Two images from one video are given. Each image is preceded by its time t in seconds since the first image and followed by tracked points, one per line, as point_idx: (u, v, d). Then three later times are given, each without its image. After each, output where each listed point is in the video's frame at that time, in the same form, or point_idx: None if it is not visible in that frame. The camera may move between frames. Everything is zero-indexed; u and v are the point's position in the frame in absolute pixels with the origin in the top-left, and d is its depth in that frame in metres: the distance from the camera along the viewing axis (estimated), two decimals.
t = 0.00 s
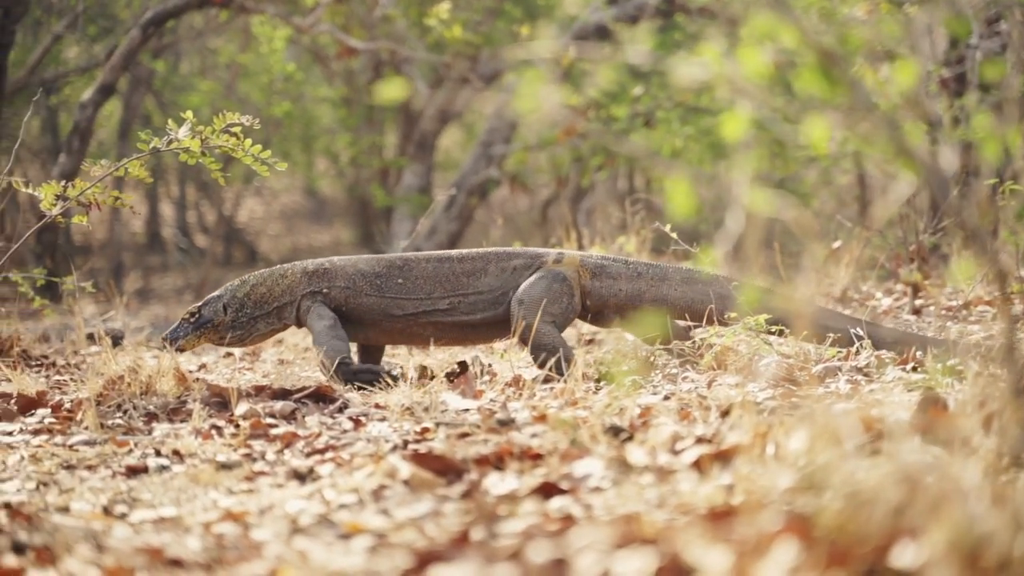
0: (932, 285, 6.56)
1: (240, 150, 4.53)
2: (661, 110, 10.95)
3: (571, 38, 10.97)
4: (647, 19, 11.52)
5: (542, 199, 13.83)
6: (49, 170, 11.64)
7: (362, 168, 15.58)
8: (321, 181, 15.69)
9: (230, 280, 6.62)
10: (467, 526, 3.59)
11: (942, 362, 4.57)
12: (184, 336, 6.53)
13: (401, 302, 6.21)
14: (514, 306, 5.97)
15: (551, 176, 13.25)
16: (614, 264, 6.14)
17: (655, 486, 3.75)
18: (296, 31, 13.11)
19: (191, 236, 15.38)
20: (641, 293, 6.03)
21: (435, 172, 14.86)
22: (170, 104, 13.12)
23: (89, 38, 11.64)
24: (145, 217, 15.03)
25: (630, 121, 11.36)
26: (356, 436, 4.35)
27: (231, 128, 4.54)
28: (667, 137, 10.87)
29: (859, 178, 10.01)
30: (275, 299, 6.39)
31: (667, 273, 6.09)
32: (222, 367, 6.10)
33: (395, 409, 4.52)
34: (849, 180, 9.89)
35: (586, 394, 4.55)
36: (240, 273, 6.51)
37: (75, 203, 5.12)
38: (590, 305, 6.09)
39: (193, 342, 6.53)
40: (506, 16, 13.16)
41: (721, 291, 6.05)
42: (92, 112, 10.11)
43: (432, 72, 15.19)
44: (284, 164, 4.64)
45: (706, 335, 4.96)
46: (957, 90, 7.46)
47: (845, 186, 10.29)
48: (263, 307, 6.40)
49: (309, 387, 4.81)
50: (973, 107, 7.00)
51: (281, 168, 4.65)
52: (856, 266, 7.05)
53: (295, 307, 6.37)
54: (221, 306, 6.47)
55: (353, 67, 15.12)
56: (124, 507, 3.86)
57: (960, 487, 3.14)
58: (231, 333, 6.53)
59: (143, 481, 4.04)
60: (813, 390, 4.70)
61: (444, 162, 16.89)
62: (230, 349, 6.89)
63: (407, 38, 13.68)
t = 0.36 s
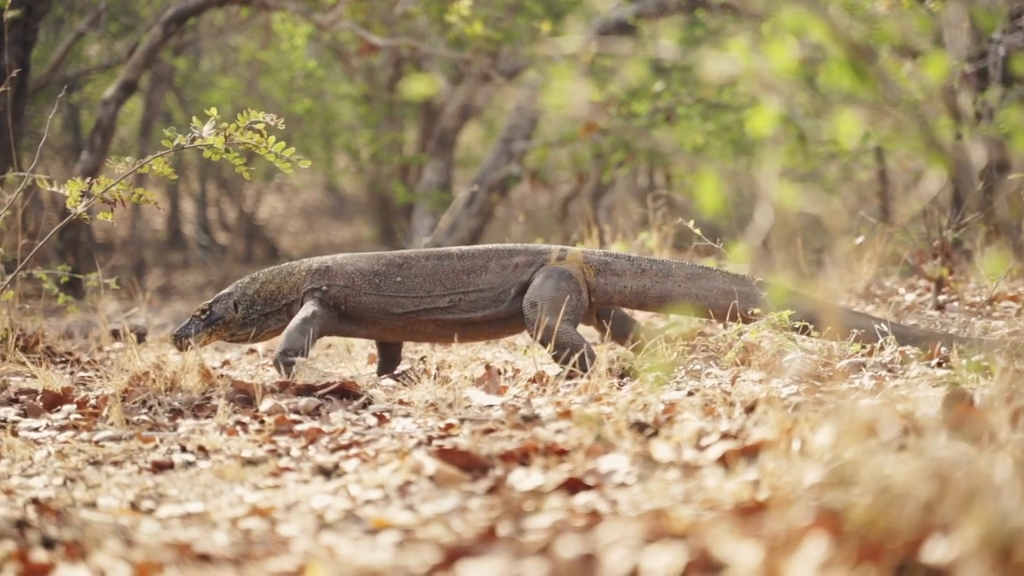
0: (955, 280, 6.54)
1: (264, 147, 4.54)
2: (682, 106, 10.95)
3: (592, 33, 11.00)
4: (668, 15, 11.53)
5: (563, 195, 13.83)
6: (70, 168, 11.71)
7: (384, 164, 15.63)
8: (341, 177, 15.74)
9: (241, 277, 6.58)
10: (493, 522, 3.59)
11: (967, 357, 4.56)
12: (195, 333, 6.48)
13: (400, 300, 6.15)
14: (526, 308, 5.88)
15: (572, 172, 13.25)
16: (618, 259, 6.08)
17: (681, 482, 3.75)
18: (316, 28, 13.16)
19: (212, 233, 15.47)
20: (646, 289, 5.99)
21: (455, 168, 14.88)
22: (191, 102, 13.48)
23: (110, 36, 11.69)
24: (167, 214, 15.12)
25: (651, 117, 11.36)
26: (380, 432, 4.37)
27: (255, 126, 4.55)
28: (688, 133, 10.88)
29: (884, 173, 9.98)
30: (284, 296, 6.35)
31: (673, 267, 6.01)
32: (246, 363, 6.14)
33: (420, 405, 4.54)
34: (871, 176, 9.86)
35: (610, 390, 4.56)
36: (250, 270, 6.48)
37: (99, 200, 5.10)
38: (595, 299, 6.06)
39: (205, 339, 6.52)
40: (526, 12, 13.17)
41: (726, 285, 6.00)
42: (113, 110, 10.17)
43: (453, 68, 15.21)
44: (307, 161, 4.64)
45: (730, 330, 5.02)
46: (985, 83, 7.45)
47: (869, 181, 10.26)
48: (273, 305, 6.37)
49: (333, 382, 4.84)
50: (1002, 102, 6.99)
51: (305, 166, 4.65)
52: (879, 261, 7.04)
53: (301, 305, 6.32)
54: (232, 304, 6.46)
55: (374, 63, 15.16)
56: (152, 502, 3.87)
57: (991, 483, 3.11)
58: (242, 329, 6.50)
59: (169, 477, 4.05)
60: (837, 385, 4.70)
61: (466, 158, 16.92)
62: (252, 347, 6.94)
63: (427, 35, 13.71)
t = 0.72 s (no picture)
0: (978, 279, 6.52)
1: (287, 146, 4.54)
2: (702, 105, 10.95)
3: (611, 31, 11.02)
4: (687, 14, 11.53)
5: (582, 193, 13.85)
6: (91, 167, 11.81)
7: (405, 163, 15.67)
8: (359, 176, 15.78)
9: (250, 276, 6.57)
10: (519, 519, 3.59)
11: (992, 355, 4.54)
12: (205, 331, 6.46)
13: (400, 301, 6.11)
14: (537, 312, 5.85)
15: (591, 171, 13.26)
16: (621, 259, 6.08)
17: (705, 480, 3.74)
18: (335, 28, 13.21)
19: (232, 233, 15.54)
20: (649, 289, 5.99)
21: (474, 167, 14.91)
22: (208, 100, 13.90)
23: (131, 35, 11.77)
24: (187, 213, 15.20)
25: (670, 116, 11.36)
26: (403, 431, 4.38)
27: (277, 125, 4.55)
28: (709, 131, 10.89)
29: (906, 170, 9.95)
30: (290, 296, 6.32)
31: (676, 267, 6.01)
32: (267, 363, 6.17)
33: (442, 404, 4.56)
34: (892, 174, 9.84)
35: (632, 388, 4.58)
36: (259, 270, 6.47)
37: (123, 200, 5.11)
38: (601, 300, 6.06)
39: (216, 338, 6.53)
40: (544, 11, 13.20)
41: (728, 283, 5.98)
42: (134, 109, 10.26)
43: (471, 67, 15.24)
44: (329, 159, 4.64)
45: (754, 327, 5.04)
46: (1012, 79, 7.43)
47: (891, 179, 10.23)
48: (280, 304, 6.34)
49: (355, 381, 4.87)
50: None
51: (326, 165, 4.64)
52: (901, 259, 7.02)
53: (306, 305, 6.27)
54: (241, 303, 6.46)
55: (393, 62, 15.21)
56: (177, 500, 3.88)
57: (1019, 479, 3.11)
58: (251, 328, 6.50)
59: (193, 475, 4.07)
60: (859, 383, 4.70)
61: (485, 157, 16.94)
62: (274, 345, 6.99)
63: (446, 34, 13.75)
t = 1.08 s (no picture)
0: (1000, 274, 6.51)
1: (308, 142, 4.55)
2: (721, 101, 10.96)
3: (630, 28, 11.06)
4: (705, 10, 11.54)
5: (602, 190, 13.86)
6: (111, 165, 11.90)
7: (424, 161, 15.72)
8: (378, 174, 15.84)
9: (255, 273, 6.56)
10: (544, 514, 3.59)
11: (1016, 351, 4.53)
12: (211, 330, 6.53)
13: (401, 302, 6.09)
14: (548, 313, 5.80)
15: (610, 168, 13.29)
16: (622, 257, 6.10)
17: (730, 475, 3.73)
18: (354, 25, 13.28)
19: (252, 230, 15.63)
20: (651, 288, 6.02)
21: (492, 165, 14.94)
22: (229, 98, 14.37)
23: (150, 33, 11.85)
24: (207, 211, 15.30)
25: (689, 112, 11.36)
26: (426, 427, 4.40)
27: (299, 121, 4.56)
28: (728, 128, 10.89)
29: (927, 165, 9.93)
30: (293, 295, 6.31)
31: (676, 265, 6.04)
32: (288, 361, 6.21)
33: (465, 400, 4.60)
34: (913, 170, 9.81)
35: (654, 384, 4.60)
36: (264, 268, 6.46)
37: (145, 197, 5.13)
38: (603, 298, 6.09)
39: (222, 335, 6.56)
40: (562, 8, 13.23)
41: (728, 281, 6.00)
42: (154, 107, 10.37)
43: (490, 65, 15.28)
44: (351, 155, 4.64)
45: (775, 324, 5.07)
46: None
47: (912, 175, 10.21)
48: (284, 303, 6.34)
49: (378, 378, 4.92)
50: None
51: (348, 161, 4.65)
52: (921, 255, 7.00)
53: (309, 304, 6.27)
54: (246, 301, 6.46)
55: (411, 60, 15.25)
56: (201, 496, 3.89)
57: None
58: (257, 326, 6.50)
59: (218, 471, 4.08)
60: (881, 379, 4.71)
61: (504, 154, 16.97)
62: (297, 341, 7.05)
63: (465, 31, 13.79)
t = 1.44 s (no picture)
0: None
1: (332, 141, 4.57)
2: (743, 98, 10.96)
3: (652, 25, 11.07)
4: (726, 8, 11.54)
5: (623, 188, 13.86)
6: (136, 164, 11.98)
7: (445, 159, 15.75)
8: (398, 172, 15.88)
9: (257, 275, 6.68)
10: (572, 512, 3.58)
11: None
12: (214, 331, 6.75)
13: (402, 304, 6.12)
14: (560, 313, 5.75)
15: (630, 166, 13.28)
16: (623, 258, 6.08)
17: (755, 473, 3.71)
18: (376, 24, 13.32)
19: (273, 230, 15.68)
20: (652, 289, 5.99)
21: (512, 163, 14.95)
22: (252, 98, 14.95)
23: (172, 33, 11.92)
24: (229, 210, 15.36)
25: (710, 110, 11.35)
26: (450, 425, 4.42)
27: (323, 120, 4.57)
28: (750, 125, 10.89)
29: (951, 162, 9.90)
30: (294, 297, 6.41)
31: (677, 265, 5.99)
32: (311, 359, 6.24)
33: (489, 398, 4.62)
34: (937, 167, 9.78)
35: (678, 382, 4.61)
36: (265, 269, 6.58)
37: (169, 197, 5.15)
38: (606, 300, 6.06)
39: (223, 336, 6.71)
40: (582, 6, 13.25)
41: (727, 281, 5.95)
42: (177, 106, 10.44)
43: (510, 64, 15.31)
44: (374, 154, 4.65)
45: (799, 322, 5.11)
46: None
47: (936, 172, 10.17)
48: (285, 304, 6.44)
49: (402, 376, 4.95)
50: None
51: (372, 160, 4.66)
52: (947, 252, 6.96)
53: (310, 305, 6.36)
54: (246, 303, 6.60)
55: (432, 59, 15.30)
56: (227, 494, 3.90)
57: None
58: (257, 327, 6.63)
59: (244, 469, 4.09)
60: (906, 375, 4.70)
61: (524, 153, 16.99)
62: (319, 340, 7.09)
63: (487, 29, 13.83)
